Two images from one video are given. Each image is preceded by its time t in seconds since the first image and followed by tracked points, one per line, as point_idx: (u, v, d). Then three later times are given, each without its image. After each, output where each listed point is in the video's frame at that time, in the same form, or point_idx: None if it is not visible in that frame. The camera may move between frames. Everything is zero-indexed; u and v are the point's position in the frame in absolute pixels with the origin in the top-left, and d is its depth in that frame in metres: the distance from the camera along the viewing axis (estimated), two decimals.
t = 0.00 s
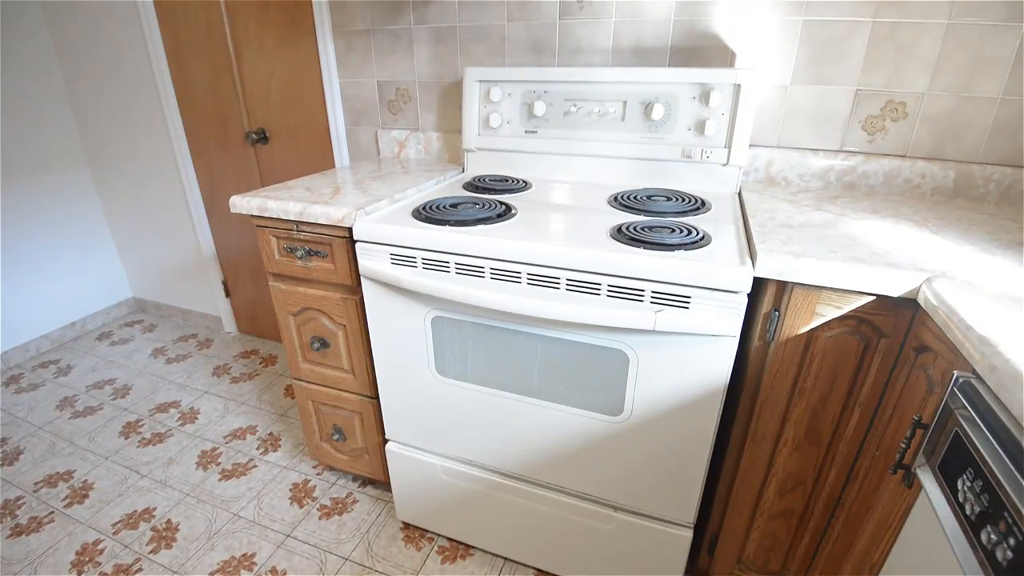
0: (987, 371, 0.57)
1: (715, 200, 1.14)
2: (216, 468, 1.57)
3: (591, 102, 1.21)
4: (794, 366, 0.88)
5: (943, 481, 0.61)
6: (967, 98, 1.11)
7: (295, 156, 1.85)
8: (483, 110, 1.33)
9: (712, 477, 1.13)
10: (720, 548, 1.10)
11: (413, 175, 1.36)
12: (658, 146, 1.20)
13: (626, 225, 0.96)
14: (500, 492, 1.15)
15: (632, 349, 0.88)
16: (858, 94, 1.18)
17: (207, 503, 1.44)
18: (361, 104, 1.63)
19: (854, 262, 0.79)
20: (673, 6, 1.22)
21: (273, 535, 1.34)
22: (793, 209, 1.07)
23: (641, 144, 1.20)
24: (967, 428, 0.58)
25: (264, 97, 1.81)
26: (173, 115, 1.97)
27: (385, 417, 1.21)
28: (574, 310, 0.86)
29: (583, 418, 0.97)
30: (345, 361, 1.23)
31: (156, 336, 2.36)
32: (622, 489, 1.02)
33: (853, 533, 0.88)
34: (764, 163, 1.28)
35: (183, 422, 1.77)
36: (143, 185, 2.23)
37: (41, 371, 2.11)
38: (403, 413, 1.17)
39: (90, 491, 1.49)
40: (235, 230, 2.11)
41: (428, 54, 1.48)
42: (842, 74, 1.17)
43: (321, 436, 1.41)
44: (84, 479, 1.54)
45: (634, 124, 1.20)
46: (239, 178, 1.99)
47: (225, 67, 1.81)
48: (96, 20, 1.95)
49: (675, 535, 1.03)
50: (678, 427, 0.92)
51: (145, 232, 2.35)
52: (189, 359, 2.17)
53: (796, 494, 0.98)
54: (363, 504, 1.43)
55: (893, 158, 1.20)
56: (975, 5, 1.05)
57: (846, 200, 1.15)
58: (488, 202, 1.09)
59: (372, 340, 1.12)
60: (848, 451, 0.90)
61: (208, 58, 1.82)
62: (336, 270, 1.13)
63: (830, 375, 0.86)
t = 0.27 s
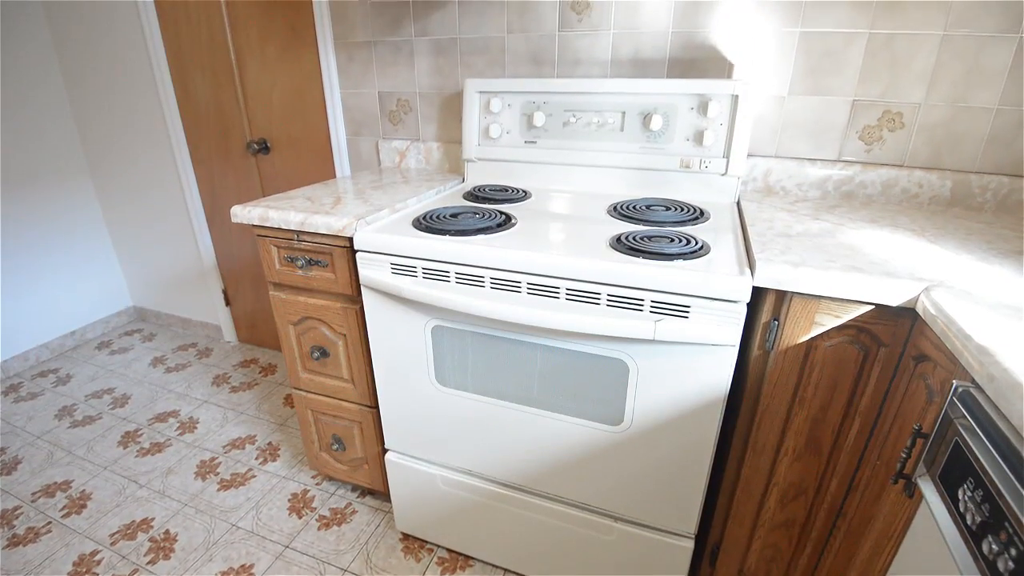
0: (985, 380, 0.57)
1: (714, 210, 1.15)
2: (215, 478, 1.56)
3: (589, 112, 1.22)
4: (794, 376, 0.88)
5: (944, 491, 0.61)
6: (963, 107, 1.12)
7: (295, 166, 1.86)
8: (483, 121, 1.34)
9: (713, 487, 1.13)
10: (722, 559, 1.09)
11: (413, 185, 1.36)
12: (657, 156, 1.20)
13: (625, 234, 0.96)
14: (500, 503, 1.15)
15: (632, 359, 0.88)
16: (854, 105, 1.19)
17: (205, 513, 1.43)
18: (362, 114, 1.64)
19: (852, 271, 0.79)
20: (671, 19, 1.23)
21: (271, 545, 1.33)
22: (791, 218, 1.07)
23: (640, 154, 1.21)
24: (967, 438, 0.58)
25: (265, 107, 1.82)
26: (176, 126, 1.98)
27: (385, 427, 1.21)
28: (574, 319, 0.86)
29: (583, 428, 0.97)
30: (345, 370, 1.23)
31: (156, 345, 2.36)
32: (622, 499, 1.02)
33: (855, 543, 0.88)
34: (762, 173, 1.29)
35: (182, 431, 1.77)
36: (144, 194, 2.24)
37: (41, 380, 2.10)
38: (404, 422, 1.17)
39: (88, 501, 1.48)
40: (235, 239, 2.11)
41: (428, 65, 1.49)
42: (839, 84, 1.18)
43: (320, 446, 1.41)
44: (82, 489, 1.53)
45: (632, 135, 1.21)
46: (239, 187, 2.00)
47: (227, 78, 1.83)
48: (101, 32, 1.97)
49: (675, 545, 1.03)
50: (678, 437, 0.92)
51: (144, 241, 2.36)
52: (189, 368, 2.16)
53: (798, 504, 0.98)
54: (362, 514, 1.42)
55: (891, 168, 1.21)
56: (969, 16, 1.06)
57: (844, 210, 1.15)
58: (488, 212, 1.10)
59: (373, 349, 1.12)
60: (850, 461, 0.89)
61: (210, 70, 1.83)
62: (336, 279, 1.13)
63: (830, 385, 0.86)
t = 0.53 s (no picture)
0: (985, 391, 0.57)
1: (713, 221, 1.16)
2: (213, 490, 1.55)
3: (589, 124, 1.23)
4: (795, 387, 0.88)
5: (945, 502, 0.61)
6: (960, 119, 1.13)
7: (296, 177, 1.87)
8: (483, 133, 1.35)
9: (715, 499, 1.12)
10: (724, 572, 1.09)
11: (413, 196, 1.37)
12: (656, 167, 1.21)
13: (625, 246, 0.97)
14: (500, 516, 1.14)
15: (632, 370, 0.88)
16: (851, 117, 1.20)
17: (203, 525, 1.42)
18: (363, 126, 1.66)
19: (851, 282, 0.79)
20: (669, 33, 1.25)
21: (270, 558, 1.32)
22: (790, 230, 1.08)
23: (639, 166, 1.22)
24: (967, 449, 0.58)
25: (267, 118, 1.84)
26: (179, 139, 2.00)
27: (384, 439, 1.21)
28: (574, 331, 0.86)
29: (583, 440, 0.97)
30: (345, 381, 1.23)
31: (155, 356, 2.36)
32: (623, 511, 1.01)
33: (857, 555, 0.87)
34: (760, 185, 1.30)
35: (181, 443, 1.76)
36: (146, 205, 2.25)
37: (41, 391, 2.10)
38: (403, 433, 1.17)
39: (86, 513, 1.47)
40: (235, 250, 2.12)
41: (429, 78, 1.51)
42: (836, 96, 1.19)
43: (319, 457, 1.40)
44: (80, 501, 1.52)
45: (632, 147, 1.22)
46: (241, 198, 2.01)
47: (230, 90, 1.84)
48: (106, 46, 1.99)
49: (677, 557, 1.02)
50: (680, 448, 0.91)
51: (145, 251, 2.37)
52: (188, 379, 2.16)
53: (799, 517, 0.97)
54: (361, 527, 1.41)
55: (888, 179, 1.22)
56: (963, 30, 1.07)
57: (843, 221, 1.16)
58: (488, 223, 1.11)
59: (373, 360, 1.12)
60: (850, 472, 0.89)
61: (213, 82, 1.85)
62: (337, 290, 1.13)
63: (831, 396, 0.86)
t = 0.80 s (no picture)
0: (985, 403, 0.57)
1: (712, 233, 1.16)
2: (211, 502, 1.54)
3: (588, 137, 1.25)
4: (795, 398, 0.88)
5: (947, 515, 0.61)
6: (956, 130, 1.14)
7: (297, 188, 1.88)
8: (483, 146, 1.36)
9: (716, 512, 1.12)
10: None
11: (414, 208, 1.38)
12: (656, 179, 1.22)
13: (624, 257, 0.97)
14: (500, 529, 1.13)
15: (632, 382, 0.88)
16: (848, 129, 1.21)
17: (201, 538, 1.41)
18: (364, 139, 1.67)
19: (849, 294, 0.80)
20: (667, 47, 1.27)
21: (267, 572, 1.30)
22: (789, 241, 1.08)
23: (638, 178, 1.23)
24: (968, 460, 0.58)
25: (269, 130, 1.85)
26: (181, 151, 2.02)
27: (384, 451, 1.20)
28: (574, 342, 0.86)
29: (583, 452, 0.97)
30: (345, 393, 1.23)
31: (155, 367, 2.35)
32: (625, 524, 1.01)
33: (861, 569, 0.87)
34: (759, 197, 1.31)
35: (180, 454, 1.75)
36: (148, 216, 2.26)
37: (39, 402, 2.09)
38: (403, 445, 1.16)
39: (83, 526, 1.46)
40: (236, 261, 2.13)
41: (430, 91, 1.52)
42: (832, 109, 1.21)
43: (318, 470, 1.39)
44: (77, 513, 1.51)
45: (631, 159, 1.23)
46: (243, 210, 2.02)
47: (233, 102, 1.86)
48: (110, 60, 2.02)
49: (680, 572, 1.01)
50: (680, 460, 0.91)
51: (147, 261, 2.37)
52: (187, 390, 2.15)
53: (801, 530, 0.97)
54: (360, 540, 1.40)
55: (886, 190, 1.23)
56: (957, 44, 1.09)
57: (841, 232, 1.16)
58: (488, 235, 1.11)
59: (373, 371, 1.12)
60: (852, 485, 0.89)
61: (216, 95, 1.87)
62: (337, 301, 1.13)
63: (831, 408, 0.86)
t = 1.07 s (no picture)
0: (984, 413, 0.57)
1: (711, 243, 1.16)
2: (210, 513, 1.53)
3: (588, 148, 1.25)
4: (795, 408, 0.88)
5: (948, 528, 0.60)
6: (953, 140, 1.15)
7: (298, 198, 1.89)
8: (484, 156, 1.37)
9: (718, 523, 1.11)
10: None
11: (414, 218, 1.39)
12: (655, 189, 1.23)
13: (623, 267, 0.98)
14: (500, 541, 1.12)
15: (631, 392, 0.88)
16: (846, 139, 1.22)
17: (199, 550, 1.40)
18: (365, 149, 1.68)
19: (849, 304, 0.80)
20: (664, 59, 1.28)
21: None
22: (788, 251, 1.08)
23: (638, 188, 1.23)
24: (969, 471, 0.58)
25: (271, 141, 1.86)
26: (183, 162, 2.03)
27: (384, 462, 1.20)
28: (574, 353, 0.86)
29: (583, 463, 0.97)
30: (344, 403, 1.23)
31: (154, 377, 2.35)
32: (625, 536, 1.00)
33: None
34: (758, 207, 1.31)
35: (178, 465, 1.75)
36: (149, 226, 2.26)
37: (38, 412, 2.09)
38: (403, 456, 1.16)
39: (80, 537, 1.45)
40: (237, 270, 2.13)
41: (431, 101, 1.53)
42: (830, 121, 1.21)
43: (318, 480, 1.39)
44: (75, 524, 1.50)
45: (630, 170, 1.23)
46: (244, 220, 2.03)
47: (235, 113, 1.87)
48: (114, 72, 2.04)
49: None
50: (681, 470, 0.91)
51: (148, 270, 2.38)
52: (187, 400, 2.15)
53: (803, 541, 0.96)
54: (359, 552, 1.39)
55: (885, 200, 1.23)
56: (953, 56, 1.10)
57: (840, 242, 1.17)
58: (488, 245, 1.12)
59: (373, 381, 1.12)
60: (853, 495, 0.89)
61: (218, 106, 1.89)
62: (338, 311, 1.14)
63: (832, 418, 0.86)
